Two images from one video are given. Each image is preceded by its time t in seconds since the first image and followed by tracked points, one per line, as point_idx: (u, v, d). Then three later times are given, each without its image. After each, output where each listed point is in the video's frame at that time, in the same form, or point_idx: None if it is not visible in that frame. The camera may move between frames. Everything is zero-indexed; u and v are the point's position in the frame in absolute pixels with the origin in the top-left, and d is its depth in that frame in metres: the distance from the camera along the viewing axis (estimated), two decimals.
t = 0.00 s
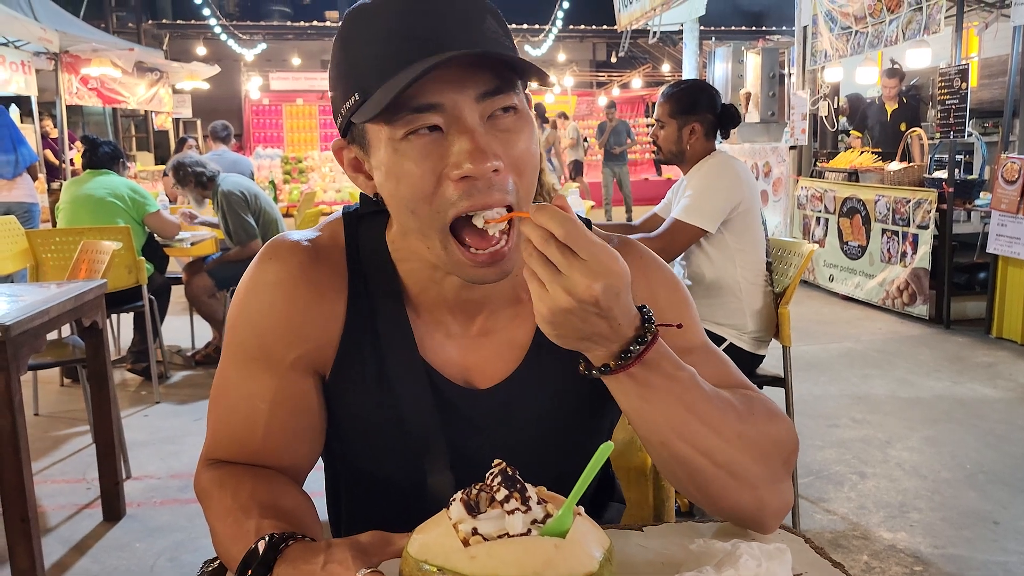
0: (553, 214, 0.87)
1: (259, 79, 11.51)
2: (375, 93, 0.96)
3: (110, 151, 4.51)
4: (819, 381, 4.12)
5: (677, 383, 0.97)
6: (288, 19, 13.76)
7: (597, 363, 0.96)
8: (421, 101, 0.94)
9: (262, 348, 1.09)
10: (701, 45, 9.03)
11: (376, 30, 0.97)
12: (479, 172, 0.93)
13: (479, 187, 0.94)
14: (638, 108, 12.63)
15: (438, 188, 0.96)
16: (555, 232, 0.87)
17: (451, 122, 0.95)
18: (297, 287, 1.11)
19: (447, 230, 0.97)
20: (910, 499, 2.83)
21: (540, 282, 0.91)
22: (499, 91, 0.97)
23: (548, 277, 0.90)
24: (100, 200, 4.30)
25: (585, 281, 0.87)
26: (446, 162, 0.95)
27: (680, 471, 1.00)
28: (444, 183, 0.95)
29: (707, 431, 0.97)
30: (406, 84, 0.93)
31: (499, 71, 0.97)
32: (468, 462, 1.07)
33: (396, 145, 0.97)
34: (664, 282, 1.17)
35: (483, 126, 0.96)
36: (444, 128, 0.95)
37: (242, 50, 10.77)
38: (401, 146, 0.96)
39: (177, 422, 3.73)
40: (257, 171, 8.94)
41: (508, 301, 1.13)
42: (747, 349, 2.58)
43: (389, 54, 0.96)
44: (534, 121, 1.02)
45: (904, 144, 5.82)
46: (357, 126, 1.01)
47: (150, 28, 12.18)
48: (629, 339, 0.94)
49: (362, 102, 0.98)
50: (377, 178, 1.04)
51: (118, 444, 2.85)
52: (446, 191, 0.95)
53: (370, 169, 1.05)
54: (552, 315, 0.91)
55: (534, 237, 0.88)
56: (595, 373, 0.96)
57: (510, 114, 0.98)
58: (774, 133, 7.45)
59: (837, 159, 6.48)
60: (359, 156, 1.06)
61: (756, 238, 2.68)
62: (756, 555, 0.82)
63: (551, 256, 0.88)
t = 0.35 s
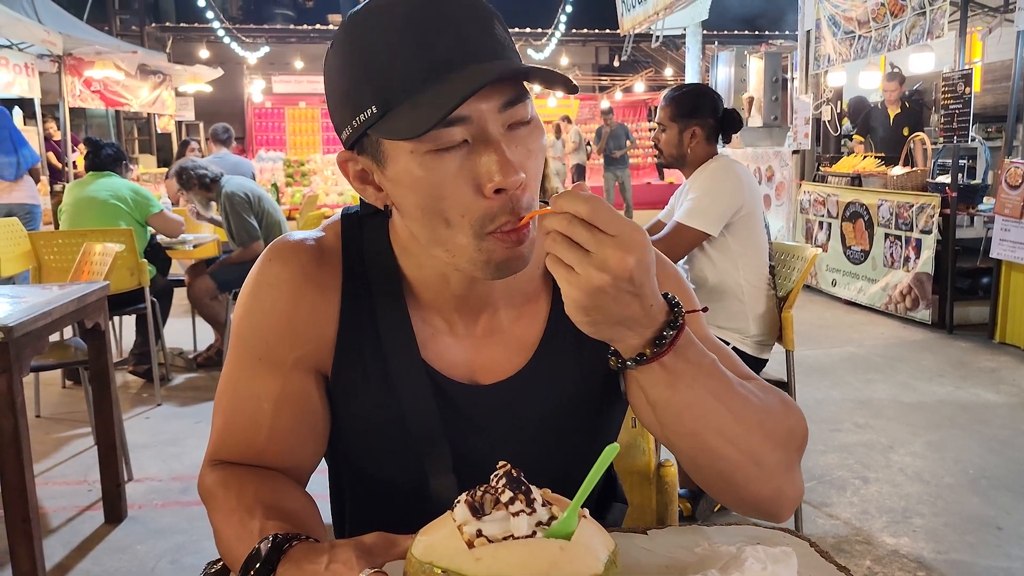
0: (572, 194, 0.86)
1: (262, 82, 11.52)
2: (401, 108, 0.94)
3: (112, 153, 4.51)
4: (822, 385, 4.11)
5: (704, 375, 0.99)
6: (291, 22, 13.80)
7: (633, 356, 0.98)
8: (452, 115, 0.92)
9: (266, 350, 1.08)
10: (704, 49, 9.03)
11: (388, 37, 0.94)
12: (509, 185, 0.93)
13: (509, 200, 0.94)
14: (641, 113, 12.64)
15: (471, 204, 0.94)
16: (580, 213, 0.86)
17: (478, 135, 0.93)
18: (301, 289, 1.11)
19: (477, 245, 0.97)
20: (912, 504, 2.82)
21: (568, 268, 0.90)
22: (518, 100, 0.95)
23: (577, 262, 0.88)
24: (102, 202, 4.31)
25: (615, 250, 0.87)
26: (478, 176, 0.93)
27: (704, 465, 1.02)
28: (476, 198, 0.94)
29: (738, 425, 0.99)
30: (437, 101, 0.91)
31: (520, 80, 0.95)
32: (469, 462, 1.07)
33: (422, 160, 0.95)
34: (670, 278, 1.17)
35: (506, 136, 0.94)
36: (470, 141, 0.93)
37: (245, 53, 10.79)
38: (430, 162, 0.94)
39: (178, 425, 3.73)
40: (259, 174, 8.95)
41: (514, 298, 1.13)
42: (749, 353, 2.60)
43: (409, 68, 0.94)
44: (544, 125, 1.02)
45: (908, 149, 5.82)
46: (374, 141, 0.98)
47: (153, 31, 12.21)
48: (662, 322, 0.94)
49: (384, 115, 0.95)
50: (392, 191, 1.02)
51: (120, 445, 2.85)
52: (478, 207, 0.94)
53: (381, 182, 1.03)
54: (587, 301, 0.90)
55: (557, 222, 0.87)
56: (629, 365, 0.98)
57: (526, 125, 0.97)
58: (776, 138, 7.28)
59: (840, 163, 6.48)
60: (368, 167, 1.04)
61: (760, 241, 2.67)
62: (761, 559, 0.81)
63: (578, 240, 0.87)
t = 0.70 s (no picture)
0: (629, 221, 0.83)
1: (263, 83, 11.54)
2: (358, 122, 0.91)
3: (112, 153, 4.51)
4: (824, 388, 4.09)
5: (743, 387, 0.98)
6: (293, 23, 13.83)
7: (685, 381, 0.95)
8: (405, 132, 0.88)
9: (265, 347, 1.07)
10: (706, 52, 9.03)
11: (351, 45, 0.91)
12: (463, 201, 0.90)
13: (464, 213, 0.91)
14: (642, 115, 12.64)
15: (426, 217, 0.92)
16: (630, 237, 0.83)
17: (435, 150, 0.90)
18: (299, 286, 1.10)
19: (436, 258, 0.95)
20: (914, 508, 2.81)
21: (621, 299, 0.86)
22: (481, 113, 0.91)
23: (638, 293, 0.84)
24: (102, 202, 4.31)
25: (678, 277, 0.85)
26: (432, 190, 0.90)
27: (736, 473, 1.03)
28: (428, 210, 0.91)
29: (767, 431, 1.01)
30: (389, 117, 0.88)
31: (483, 92, 0.90)
32: (469, 459, 1.06)
33: (380, 174, 0.92)
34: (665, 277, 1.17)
35: (466, 150, 0.90)
36: (428, 157, 0.90)
37: (246, 53, 10.79)
38: (384, 175, 0.92)
39: (179, 425, 3.73)
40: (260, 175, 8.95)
41: (507, 291, 1.12)
42: (751, 356, 2.56)
43: (367, 81, 0.90)
44: (515, 130, 0.97)
45: (909, 151, 5.81)
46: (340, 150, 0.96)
47: (155, 31, 12.23)
48: (713, 343, 0.93)
49: (344, 127, 0.93)
50: (364, 197, 1.00)
51: (120, 446, 2.84)
52: (431, 217, 0.92)
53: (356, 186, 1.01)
54: (649, 331, 0.86)
55: (618, 252, 0.83)
56: (685, 389, 0.95)
57: (492, 136, 0.93)
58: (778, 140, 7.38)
59: (842, 165, 6.48)
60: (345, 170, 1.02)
61: (762, 244, 2.67)
62: (762, 560, 0.80)
63: (635, 268, 0.83)
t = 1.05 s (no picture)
0: (641, 312, 0.86)
1: (264, 82, 11.54)
2: (352, 129, 0.91)
3: (114, 151, 4.50)
4: (824, 388, 4.09)
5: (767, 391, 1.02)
6: (294, 22, 13.84)
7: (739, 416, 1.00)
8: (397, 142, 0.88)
9: (266, 340, 1.08)
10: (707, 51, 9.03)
11: (348, 52, 0.91)
12: (452, 212, 0.91)
13: (456, 224, 0.92)
14: (644, 114, 12.65)
15: (419, 224, 0.93)
16: (660, 317, 0.87)
17: (426, 160, 0.90)
18: (300, 280, 1.11)
19: (430, 266, 0.96)
20: (915, 507, 2.81)
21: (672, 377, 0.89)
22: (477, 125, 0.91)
23: (685, 364, 0.89)
24: (105, 200, 4.31)
25: (702, 328, 0.89)
26: (423, 200, 0.91)
27: (752, 475, 1.08)
28: (421, 219, 0.92)
29: (776, 424, 1.05)
30: (382, 130, 0.88)
31: (475, 107, 0.89)
32: (470, 450, 1.06)
33: (374, 180, 0.93)
34: (661, 276, 1.19)
35: (457, 160, 0.90)
36: (419, 166, 0.90)
37: (247, 52, 10.80)
38: (378, 180, 0.92)
39: (180, 423, 3.73)
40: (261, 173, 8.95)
41: (502, 284, 1.13)
42: (752, 355, 2.58)
43: (363, 91, 0.90)
44: (511, 140, 0.97)
45: (911, 151, 5.82)
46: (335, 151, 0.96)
47: (156, 30, 12.24)
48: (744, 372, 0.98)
49: (340, 131, 0.93)
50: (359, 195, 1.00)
51: (122, 444, 2.84)
52: (423, 225, 0.92)
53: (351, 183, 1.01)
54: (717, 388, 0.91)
55: (653, 343, 0.86)
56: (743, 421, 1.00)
57: (485, 147, 0.92)
58: (780, 140, 7.39)
59: (844, 165, 6.48)
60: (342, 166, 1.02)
61: (763, 243, 2.67)
62: (763, 556, 0.80)
63: (669, 344, 0.87)
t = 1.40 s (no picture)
0: (624, 352, 0.86)
1: (264, 80, 11.53)
2: (362, 115, 0.91)
3: (115, 147, 4.49)
4: (825, 386, 4.09)
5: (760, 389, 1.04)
6: (294, 20, 13.82)
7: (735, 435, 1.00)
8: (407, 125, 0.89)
9: (275, 331, 1.08)
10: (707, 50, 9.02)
11: (354, 46, 0.91)
12: (461, 195, 0.91)
13: (463, 208, 0.92)
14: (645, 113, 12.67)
15: (426, 209, 0.93)
16: (646, 355, 0.87)
17: (436, 145, 0.90)
18: (307, 270, 1.11)
19: (440, 249, 0.96)
20: (917, 504, 2.81)
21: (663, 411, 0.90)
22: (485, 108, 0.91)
23: (677, 396, 0.89)
24: (105, 197, 4.30)
25: (685, 359, 0.90)
26: (431, 184, 0.91)
27: (749, 475, 1.10)
28: (430, 204, 0.92)
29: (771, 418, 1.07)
30: (388, 117, 0.88)
31: (483, 90, 0.89)
32: (479, 439, 1.07)
33: (384, 165, 0.93)
34: (666, 269, 1.19)
35: (467, 144, 0.91)
36: (428, 151, 0.91)
37: (247, 50, 10.78)
38: (388, 166, 0.92)
39: (182, 420, 3.73)
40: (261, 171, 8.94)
41: (507, 275, 1.13)
42: (755, 351, 2.57)
43: (369, 80, 0.90)
44: (518, 125, 0.97)
45: (912, 149, 5.82)
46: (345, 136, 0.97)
47: (156, 27, 12.22)
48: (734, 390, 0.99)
49: (350, 117, 0.93)
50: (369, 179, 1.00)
51: (124, 440, 2.84)
52: (431, 209, 0.93)
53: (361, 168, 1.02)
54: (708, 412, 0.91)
55: (641, 381, 0.86)
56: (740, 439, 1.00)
57: (492, 132, 0.92)
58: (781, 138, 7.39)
59: (845, 164, 6.47)
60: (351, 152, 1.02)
61: (767, 241, 2.67)
62: (774, 548, 0.81)
63: (656, 379, 0.87)
